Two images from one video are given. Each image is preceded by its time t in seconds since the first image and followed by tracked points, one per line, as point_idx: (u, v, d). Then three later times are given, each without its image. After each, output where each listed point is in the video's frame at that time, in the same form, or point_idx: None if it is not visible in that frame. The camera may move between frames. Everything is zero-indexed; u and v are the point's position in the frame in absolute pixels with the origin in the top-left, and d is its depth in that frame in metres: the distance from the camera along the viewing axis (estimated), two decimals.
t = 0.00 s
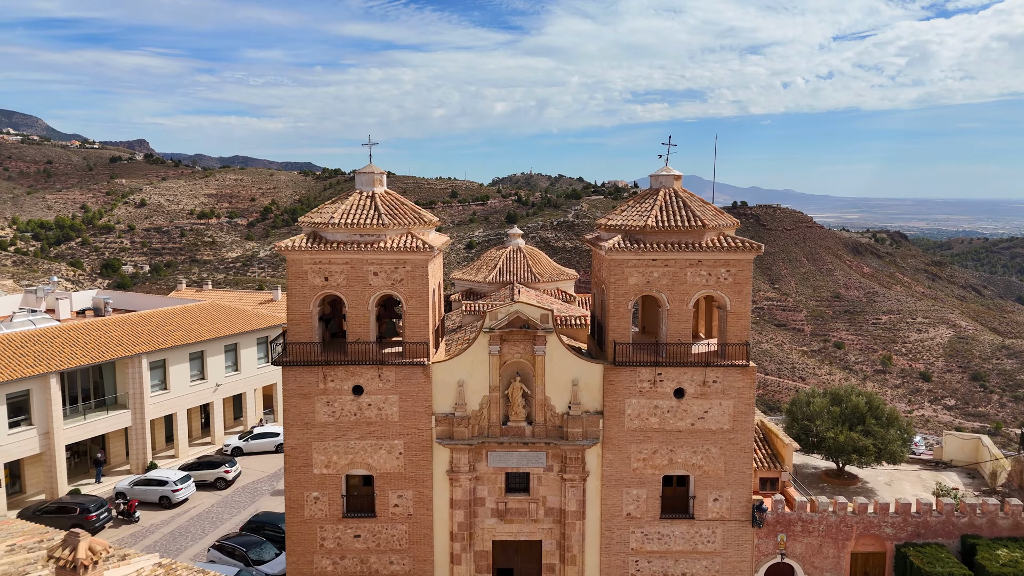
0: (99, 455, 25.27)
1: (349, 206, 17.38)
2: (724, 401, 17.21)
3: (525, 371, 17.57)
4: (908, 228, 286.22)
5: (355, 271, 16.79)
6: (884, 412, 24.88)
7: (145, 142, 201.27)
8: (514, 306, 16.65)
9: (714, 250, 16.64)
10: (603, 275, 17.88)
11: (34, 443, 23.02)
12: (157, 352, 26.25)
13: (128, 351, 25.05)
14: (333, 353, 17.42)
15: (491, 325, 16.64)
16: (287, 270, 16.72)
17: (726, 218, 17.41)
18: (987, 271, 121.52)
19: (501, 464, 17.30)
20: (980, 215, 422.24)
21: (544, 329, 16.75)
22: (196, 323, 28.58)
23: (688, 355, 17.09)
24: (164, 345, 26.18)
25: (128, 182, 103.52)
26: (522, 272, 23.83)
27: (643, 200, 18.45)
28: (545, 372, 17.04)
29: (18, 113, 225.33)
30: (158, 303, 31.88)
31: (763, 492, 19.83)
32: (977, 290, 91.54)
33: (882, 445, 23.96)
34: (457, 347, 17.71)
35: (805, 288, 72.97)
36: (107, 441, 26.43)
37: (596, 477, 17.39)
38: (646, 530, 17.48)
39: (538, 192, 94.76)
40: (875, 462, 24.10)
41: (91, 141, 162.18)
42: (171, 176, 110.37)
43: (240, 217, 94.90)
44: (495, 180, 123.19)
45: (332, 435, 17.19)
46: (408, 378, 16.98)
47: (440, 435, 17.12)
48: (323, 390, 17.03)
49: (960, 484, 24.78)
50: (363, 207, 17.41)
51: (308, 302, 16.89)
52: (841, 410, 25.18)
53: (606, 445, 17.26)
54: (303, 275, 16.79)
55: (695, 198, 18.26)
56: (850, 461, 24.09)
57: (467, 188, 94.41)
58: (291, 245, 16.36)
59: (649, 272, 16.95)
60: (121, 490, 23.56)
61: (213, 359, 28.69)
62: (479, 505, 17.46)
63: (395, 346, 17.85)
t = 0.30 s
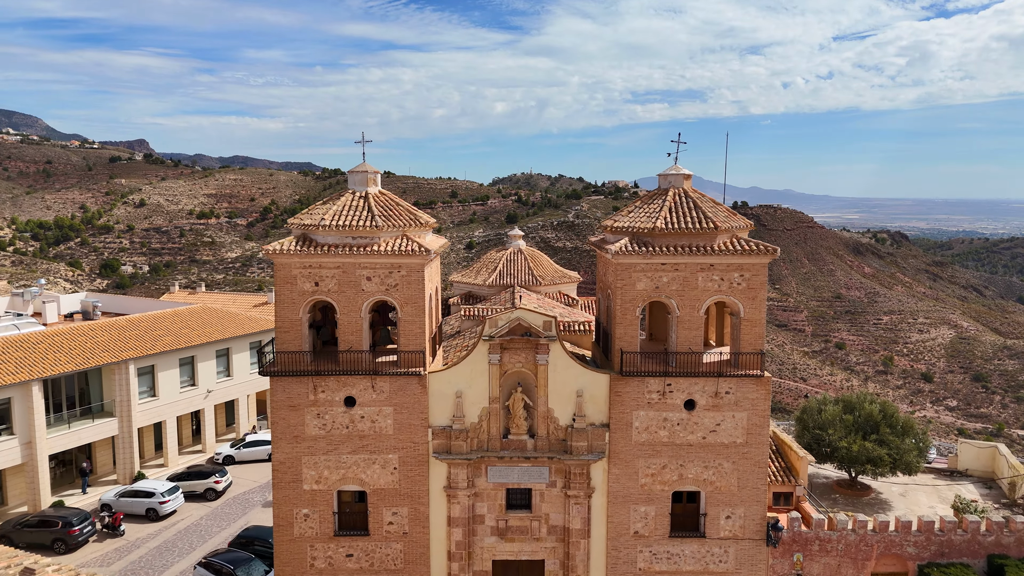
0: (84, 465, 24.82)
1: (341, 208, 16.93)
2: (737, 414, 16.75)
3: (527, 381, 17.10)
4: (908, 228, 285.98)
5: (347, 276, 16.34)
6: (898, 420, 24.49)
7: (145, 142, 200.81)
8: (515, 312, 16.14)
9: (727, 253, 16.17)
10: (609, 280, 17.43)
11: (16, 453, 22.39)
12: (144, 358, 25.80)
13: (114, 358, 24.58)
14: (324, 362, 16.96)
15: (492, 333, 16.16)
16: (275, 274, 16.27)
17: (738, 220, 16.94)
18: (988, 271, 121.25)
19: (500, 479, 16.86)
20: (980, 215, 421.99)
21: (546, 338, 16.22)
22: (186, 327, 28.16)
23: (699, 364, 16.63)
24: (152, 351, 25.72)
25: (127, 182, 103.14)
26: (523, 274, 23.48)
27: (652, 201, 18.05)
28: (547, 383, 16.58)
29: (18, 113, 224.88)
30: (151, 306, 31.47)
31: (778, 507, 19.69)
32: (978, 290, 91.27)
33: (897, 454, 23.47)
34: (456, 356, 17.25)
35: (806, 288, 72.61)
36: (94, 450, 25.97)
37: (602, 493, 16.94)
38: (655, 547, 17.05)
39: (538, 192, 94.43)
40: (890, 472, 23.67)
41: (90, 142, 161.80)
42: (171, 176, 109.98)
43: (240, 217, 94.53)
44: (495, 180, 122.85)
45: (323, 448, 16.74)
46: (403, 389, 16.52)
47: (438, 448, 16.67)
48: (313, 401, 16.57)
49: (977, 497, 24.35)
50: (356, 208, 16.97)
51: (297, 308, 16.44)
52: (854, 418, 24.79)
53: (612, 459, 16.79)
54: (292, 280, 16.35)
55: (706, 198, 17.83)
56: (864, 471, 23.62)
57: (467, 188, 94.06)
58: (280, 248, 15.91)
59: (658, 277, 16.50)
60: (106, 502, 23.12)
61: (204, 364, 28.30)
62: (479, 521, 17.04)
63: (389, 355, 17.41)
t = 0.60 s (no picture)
0: (70, 475, 24.34)
1: (333, 209, 16.44)
2: (752, 428, 16.22)
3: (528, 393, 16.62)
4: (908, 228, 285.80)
5: (338, 282, 15.85)
6: (913, 430, 24.08)
7: (145, 143, 200.32)
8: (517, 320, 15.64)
9: (741, 258, 15.66)
10: (615, 286, 16.91)
11: None
12: (131, 365, 25.29)
13: (99, 365, 24.02)
14: (314, 373, 16.47)
15: (492, 342, 15.69)
16: (262, 279, 15.75)
17: (752, 222, 16.39)
18: (988, 271, 121.05)
19: (500, 495, 16.34)
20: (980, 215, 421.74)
21: (550, 347, 15.80)
22: (175, 332, 27.67)
23: (711, 376, 16.11)
24: (140, 357, 25.18)
25: (127, 182, 102.77)
26: (524, 277, 23.10)
27: (661, 201, 17.60)
28: (551, 394, 16.09)
29: (17, 113, 224.37)
30: (144, 310, 31.05)
31: (794, 525, 19.23)
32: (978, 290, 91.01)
33: (912, 465, 23.04)
34: (453, 366, 16.73)
35: (808, 289, 72.26)
36: (79, 460, 25.46)
37: (608, 511, 16.43)
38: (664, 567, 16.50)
39: (538, 192, 94.12)
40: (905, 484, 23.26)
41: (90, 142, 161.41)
42: (170, 176, 109.59)
43: (239, 217, 94.14)
44: (495, 180, 122.54)
45: (313, 464, 16.22)
46: (397, 402, 16.01)
47: (434, 465, 16.12)
48: (303, 415, 16.06)
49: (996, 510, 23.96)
50: (347, 210, 16.47)
51: (286, 316, 15.94)
52: (867, 428, 24.49)
53: (618, 475, 16.27)
54: (281, 286, 15.84)
55: (718, 198, 17.35)
56: (879, 483, 23.23)
57: (466, 189, 93.74)
58: (267, 252, 15.39)
59: (667, 282, 15.99)
60: (90, 515, 22.73)
61: (194, 370, 27.90)
62: (478, 540, 16.48)
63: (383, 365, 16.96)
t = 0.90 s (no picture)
0: (54, 485, 23.90)
1: (324, 211, 15.89)
2: (767, 443, 15.72)
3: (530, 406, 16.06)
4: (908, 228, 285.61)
5: (328, 288, 15.29)
6: (929, 439, 23.78)
7: (145, 143, 199.87)
8: (517, 328, 15.02)
9: (756, 263, 15.17)
10: (622, 292, 16.43)
11: None
12: (117, 371, 24.80)
13: (84, 372, 23.52)
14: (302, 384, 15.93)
15: (491, 352, 15.10)
16: (247, 285, 15.22)
17: (768, 225, 15.89)
18: (987, 271, 120.92)
19: (497, 513, 15.84)
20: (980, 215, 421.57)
21: (553, 356, 15.16)
22: (164, 337, 27.21)
23: (724, 388, 15.63)
24: (126, 364, 24.69)
25: (126, 182, 102.41)
26: (526, 280, 22.74)
27: (671, 202, 17.14)
28: (553, 407, 15.53)
29: (16, 112, 223.84)
30: (136, 314, 30.62)
31: (811, 542, 18.98)
32: (979, 290, 90.72)
33: (930, 477, 22.69)
34: (451, 377, 16.15)
35: (808, 289, 71.89)
36: (65, 469, 25.04)
37: (614, 531, 15.93)
38: None
39: (539, 192, 93.77)
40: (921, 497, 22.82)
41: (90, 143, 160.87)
42: (170, 176, 109.12)
43: (239, 217, 93.73)
44: (495, 180, 122.23)
45: (300, 481, 15.76)
46: (390, 416, 15.52)
47: (430, 482, 15.65)
48: (289, 429, 15.58)
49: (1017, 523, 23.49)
50: (337, 211, 15.94)
51: (272, 324, 15.39)
52: (882, 437, 24.05)
53: (625, 492, 15.76)
54: (267, 292, 15.31)
55: (730, 199, 16.87)
56: (895, 494, 22.75)
57: (466, 189, 93.35)
58: (252, 256, 14.85)
59: (678, 289, 15.51)
60: (74, 528, 22.35)
61: (184, 376, 27.48)
62: (476, 561, 16.00)
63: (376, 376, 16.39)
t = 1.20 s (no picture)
0: (37, 497, 23.46)
1: (313, 213, 15.16)
2: (785, 460, 15.01)
3: (532, 420, 15.34)
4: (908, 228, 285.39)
5: (317, 294, 14.55)
6: (946, 450, 23.42)
7: (145, 143, 199.44)
8: (518, 337, 14.28)
9: (773, 269, 14.42)
10: (630, 299, 15.67)
11: None
12: (102, 379, 24.25)
13: (67, 379, 22.93)
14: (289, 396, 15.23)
15: (490, 364, 14.34)
16: (230, 293, 14.51)
17: (785, 228, 15.13)
18: (987, 271, 120.68)
19: (497, 535, 15.09)
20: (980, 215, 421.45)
21: (556, 368, 14.42)
22: (152, 343, 26.69)
23: (738, 402, 14.92)
24: (111, 371, 24.15)
25: (125, 182, 102.08)
26: (529, 284, 22.37)
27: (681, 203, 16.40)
28: (556, 421, 14.82)
29: (15, 112, 223.25)
30: (128, 318, 30.04)
31: (828, 562, 18.36)
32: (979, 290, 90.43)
33: (947, 489, 22.37)
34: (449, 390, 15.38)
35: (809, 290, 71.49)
36: (49, 479, 24.59)
37: (621, 552, 15.23)
38: None
39: (539, 192, 93.50)
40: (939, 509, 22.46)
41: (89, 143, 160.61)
42: (169, 176, 108.78)
43: (238, 217, 93.41)
44: (495, 180, 121.97)
45: (287, 501, 15.08)
46: (383, 431, 14.80)
47: (425, 501, 14.96)
48: (275, 445, 14.91)
49: None
50: (326, 214, 15.24)
51: (257, 333, 14.67)
52: (897, 447, 23.72)
53: (632, 512, 15.08)
54: (252, 300, 14.60)
55: (744, 200, 16.12)
56: (911, 507, 22.48)
57: (466, 188, 93.05)
58: (235, 262, 14.12)
59: (690, 296, 14.75)
60: (55, 543, 21.96)
61: (173, 383, 27.06)
62: None
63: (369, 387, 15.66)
